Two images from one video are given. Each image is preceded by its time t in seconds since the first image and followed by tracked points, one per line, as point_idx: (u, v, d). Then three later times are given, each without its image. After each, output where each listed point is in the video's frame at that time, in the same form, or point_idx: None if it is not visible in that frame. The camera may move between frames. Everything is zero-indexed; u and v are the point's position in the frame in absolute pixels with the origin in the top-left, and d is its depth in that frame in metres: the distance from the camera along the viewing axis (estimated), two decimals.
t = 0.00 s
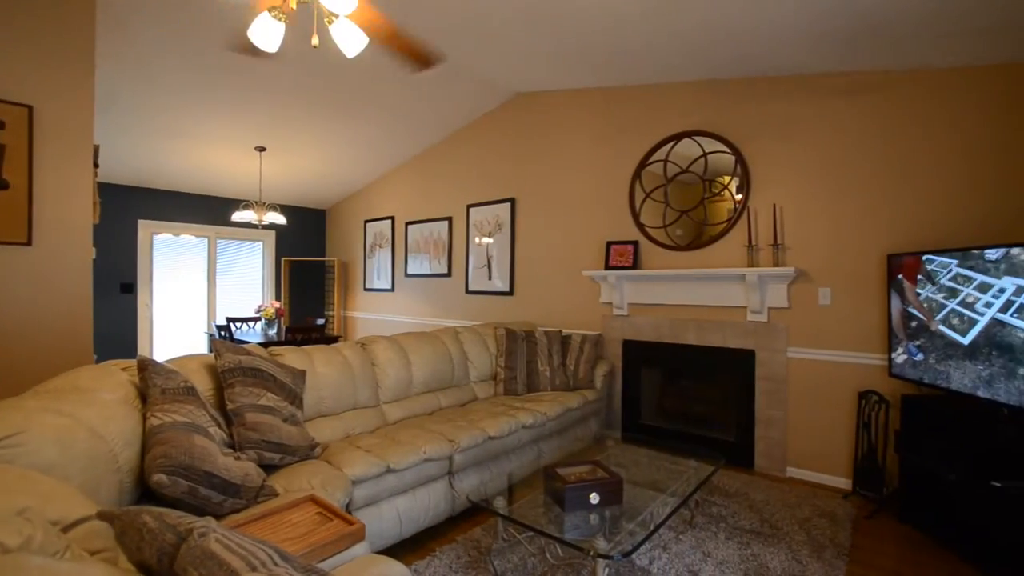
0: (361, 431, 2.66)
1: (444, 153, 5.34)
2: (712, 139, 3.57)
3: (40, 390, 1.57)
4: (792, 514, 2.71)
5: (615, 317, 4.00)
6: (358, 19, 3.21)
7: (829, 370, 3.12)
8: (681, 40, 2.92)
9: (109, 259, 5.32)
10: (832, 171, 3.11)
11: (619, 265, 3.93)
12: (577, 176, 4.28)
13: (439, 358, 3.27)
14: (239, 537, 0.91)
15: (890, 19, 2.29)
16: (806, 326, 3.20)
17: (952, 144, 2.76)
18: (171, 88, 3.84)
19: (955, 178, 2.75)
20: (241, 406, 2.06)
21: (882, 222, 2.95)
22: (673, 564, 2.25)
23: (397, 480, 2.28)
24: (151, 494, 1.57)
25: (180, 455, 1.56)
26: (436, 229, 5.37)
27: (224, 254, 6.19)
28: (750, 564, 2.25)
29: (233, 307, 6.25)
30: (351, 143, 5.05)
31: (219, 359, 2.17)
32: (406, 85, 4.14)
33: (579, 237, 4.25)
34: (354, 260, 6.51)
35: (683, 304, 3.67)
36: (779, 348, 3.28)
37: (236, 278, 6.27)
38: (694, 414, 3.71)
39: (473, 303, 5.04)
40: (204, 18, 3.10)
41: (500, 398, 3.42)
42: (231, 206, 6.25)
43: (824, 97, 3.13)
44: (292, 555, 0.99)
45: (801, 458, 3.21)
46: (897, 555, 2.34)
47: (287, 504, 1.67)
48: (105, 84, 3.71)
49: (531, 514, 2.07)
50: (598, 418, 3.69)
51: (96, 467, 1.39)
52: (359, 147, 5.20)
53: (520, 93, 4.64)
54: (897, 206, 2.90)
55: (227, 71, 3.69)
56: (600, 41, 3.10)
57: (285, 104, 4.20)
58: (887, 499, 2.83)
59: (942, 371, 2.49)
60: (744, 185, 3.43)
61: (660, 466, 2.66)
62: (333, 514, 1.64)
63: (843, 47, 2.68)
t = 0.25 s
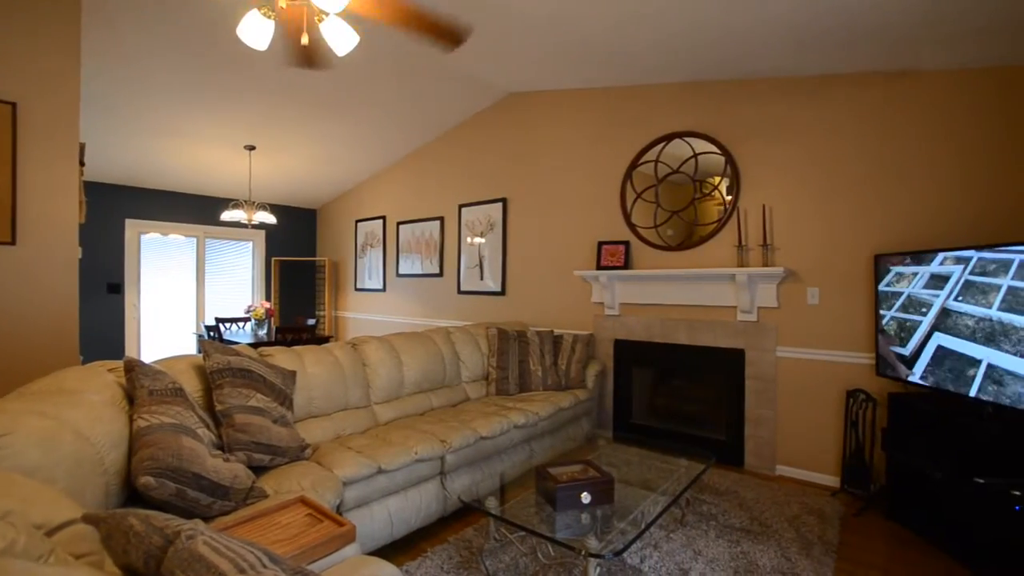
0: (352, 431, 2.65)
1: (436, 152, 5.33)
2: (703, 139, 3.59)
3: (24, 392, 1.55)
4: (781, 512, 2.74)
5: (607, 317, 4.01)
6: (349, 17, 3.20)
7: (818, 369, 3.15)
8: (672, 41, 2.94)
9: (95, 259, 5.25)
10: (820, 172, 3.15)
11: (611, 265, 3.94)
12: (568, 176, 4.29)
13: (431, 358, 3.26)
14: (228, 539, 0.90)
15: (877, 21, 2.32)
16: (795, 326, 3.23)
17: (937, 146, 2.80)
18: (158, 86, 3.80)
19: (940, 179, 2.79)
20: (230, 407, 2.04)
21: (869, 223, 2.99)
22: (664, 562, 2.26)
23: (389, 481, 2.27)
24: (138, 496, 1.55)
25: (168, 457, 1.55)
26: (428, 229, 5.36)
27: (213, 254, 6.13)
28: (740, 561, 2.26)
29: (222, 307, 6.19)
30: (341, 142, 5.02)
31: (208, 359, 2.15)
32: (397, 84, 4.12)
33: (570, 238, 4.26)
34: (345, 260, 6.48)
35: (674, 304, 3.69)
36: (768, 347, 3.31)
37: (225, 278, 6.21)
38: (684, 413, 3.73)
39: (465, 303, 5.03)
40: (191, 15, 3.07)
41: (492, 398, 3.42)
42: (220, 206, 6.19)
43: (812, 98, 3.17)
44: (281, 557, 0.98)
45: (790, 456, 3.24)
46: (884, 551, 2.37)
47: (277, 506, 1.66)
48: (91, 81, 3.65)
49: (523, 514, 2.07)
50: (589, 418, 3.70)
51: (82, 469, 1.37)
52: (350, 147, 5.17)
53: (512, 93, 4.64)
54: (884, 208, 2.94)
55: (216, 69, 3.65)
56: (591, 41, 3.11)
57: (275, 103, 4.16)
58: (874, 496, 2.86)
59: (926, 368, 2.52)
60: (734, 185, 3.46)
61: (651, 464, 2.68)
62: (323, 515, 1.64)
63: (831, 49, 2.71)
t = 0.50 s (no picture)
0: (342, 432, 2.63)
1: (427, 152, 5.31)
2: (693, 140, 3.61)
3: (8, 393, 1.52)
4: (771, 510, 2.76)
5: (598, 317, 4.02)
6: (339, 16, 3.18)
7: (806, 368, 3.18)
8: (663, 42, 2.95)
9: (81, 259, 5.18)
10: (809, 173, 3.18)
11: (602, 265, 3.95)
12: (560, 176, 4.30)
13: (422, 358, 3.25)
14: (216, 542, 0.89)
15: (865, 23, 2.34)
16: (784, 325, 3.26)
17: (923, 148, 2.84)
18: (146, 85, 3.76)
19: (925, 181, 2.83)
20: (219, 408, 2.02)
21: (857, 223, 3.02)
22: (656, 561, 2.27)
23: (380, 482, 2.26)
24: (125, 498, 1.53)
25: (156, 459, 1.53)
26: (420, 228, 5.34)
27: (202, 253, 6.07)
28: (730, 559, 2.28)
29: (211, 307, 6.14)
30: (332, 141, 4.99)
31: (196, 360, 2.13)
32: (388, 83, 4.10)
33: (562, 238, 4.27)
34: (336, 260, 6.44)
35: (665, 304, 3.70)
36: (758, 346, 3.34)
37: (214, 278, 6.16)
38: (675, 413, 3.75)
39: (457, 304, 5.03)
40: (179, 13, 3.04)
41: (484, 398, 3.42)
42: (209, 205, 6.13)
43: (801, 100, 3.20)
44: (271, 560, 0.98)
45: (779, 455, 3.27)
46: (872, 548, 2.40)
47: (267, 508, 1.65)
48: (76, 78, 3.60)
49: (515, 514, 2.07)
50: (581, 417, 3.71)
51: (67, 472, 1.36)
52: (340, 146, 5.14)
53: (503, 93, 4.64)
54: (872, 208, 2.98)
55: (204, 67, 3.62)
56: (583, 41, 3.12)
57: (265, 101, 4.13)
58: (862, 493, 2.89)
59: (912, 366, 2.56)
60: (724, 186, 3.48)
61: (642, 464, 2.69)
62: (313, 516, 1.63)
63: (820, 51, 2.74)
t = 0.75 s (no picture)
0: (333, 433, 2.62)
1: (418, 152, 5.30)
2: (684, 141, 3.63)
3: None
4: (761, 508, 2.78)
5: (590, 317, 4.04)
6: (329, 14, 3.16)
7: (795, 367, 3.21)
8: (654, 43, 2.96)
9: (67, 258, 5.11)
10: (798, 173, 3.21)
11: (594, 265, 3.96)
12: (552, 176, 4.30)
13: (414, 359, 3.24)
14: (203, 544, 0.88)
15: (853, 25, 2.37)
16: (773, 325, 3.29)
17: (909, 149, 2.88)
18: (133, 82, 3.71)
19: (911, 182, 2.87)
20: (208, 410, 2.00)
21: (845, 224, 3.06)
22: (646, 559, 2.28)
23: (371, 482, 2.25)
24: (112, 501, 1.52)
25: (143, 461, 1.51)
26: (411, 228, 5.33)
27: (191, 253, 6.01)
28: (720, 557, 2.30)
29: (200, 308, 6.08)
30: (323, 140, 4.96)
31: (184, 361, 2.11)
32: (379, 82, 4.08)
33: (554, 238, 4.27)
34: (327, 260, 6.40)
35: (656, 304, 3.72)
36: (747, 346, 3.37)
37: (203, 278, 6.10)
38: (666, 412, 3.78)
39: (449, 304, 5.02)
40: (166, 9, 3.00)
41: (475, 398, 3.42)
42: (198, 204, 6.07)
43: (789, 102, 3.23)
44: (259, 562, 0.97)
45: (769, 453, 3.30)
46: (859, 544, 2.43)
47: (256, 510, 1.64)
48: (61, 75, 3.55)
49: (507, 514, 2.07)
50: (573, 417, 3.72)
51: (52, 476, 1.34)
52: (331, 145, 5.11)
53: (495, 93, 4.64)
54: (859, 209, 3.01)
55: (193, 65, 3.57)
56: (574, 41, 3.12)
57: (254, 100, 4.10)
58: (850, 491, 2.93)
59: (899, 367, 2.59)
60: (714, 187, 3.50)
61: (634, 463, 2.70)
62: (303, 518, 1.62)
63: (808, 53, 2.76)
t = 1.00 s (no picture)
0: (324, 434, 2.60)
1: (410, 151, 5.29)
2: (675, 142, 3.65)
3: None
4: (751, 506, 2.80)
5: (582, 317, 4.04)
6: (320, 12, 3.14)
7: (784, 366, 3.24)
8: (646, 43, 2.98)
9: (53, 258, 5.04)
10: (787, 174, 3.24)
11: (586, 265, 3.97)
12: (544, 176, 4.31)
13: (406, 359, 3.23)
14: (192, 547, 0.87)
15: (842, 28, 2.39)
16: (763, 324, 3.31)
17: (897, 151, 2.92)
18: (120, 79, 3.66)
19: (898, 183, 2.91)
20: (197, 411, 1.98)
21: (833, 224, 3.09)
22: (638, 558, 2.29)
23: (362, 483, 2.24)
24: (99, 504, 1.50)
25: (131, 463, 1.50)
26: (403, 228, 5.31)
27: (180, 253, 5.95)
28: (711, 555, 2.31)
29: (189, 308, 6.02)
30: (314, 139, 4.93)
31: (173, 362, 2.09)
32: (371, 81, 4.06)
33: (546, 238, 4.28)
34: (318, 260, 6.36)
35: (647, 304, 3.74)
36: (738, 345, 3.39)
37: (192, 278, 6.04)
38: (658, 411, 3.79)
39: (441, 304, 5.00)
40: (155, 6, 2.97)
41: (467, 398, 3.41)
42: (187, 203, 6.01)
43: (779, 103, 3.26)
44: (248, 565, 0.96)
45: (759, 452, 3.32)
46: (848, 542, 2.45)
47: (246, 512, 1.62)
48: (47, 72, 3.49)
49: (499, 513, 2.07)
50: (565, 417, 3.72)
51: (36, 480, 1.31)
52: (322, 144, 5.08)
53: (487, 93, 4.64)
54: (847, 210, 3.05)
55: (182, 62, 3.54)
56: (567, 41, 3.13)
57: (245, 98, 4.07)
58: (839, 488, 2.96)
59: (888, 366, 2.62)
60: (705, 187, 3.52)
61: (625, 462, 2.71)
62: (294, 520, 1.61)
63: (798, 55, 2.79)
